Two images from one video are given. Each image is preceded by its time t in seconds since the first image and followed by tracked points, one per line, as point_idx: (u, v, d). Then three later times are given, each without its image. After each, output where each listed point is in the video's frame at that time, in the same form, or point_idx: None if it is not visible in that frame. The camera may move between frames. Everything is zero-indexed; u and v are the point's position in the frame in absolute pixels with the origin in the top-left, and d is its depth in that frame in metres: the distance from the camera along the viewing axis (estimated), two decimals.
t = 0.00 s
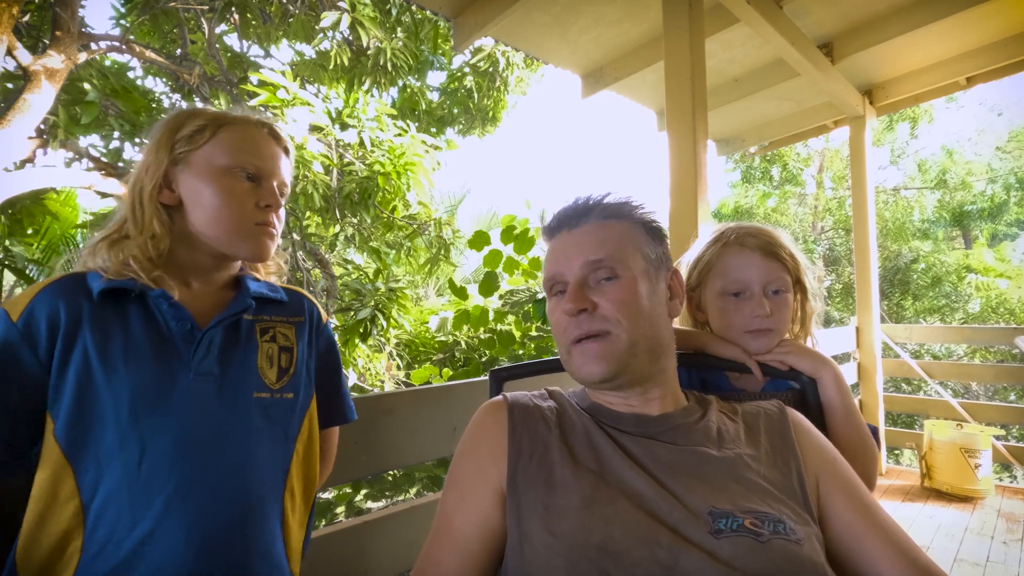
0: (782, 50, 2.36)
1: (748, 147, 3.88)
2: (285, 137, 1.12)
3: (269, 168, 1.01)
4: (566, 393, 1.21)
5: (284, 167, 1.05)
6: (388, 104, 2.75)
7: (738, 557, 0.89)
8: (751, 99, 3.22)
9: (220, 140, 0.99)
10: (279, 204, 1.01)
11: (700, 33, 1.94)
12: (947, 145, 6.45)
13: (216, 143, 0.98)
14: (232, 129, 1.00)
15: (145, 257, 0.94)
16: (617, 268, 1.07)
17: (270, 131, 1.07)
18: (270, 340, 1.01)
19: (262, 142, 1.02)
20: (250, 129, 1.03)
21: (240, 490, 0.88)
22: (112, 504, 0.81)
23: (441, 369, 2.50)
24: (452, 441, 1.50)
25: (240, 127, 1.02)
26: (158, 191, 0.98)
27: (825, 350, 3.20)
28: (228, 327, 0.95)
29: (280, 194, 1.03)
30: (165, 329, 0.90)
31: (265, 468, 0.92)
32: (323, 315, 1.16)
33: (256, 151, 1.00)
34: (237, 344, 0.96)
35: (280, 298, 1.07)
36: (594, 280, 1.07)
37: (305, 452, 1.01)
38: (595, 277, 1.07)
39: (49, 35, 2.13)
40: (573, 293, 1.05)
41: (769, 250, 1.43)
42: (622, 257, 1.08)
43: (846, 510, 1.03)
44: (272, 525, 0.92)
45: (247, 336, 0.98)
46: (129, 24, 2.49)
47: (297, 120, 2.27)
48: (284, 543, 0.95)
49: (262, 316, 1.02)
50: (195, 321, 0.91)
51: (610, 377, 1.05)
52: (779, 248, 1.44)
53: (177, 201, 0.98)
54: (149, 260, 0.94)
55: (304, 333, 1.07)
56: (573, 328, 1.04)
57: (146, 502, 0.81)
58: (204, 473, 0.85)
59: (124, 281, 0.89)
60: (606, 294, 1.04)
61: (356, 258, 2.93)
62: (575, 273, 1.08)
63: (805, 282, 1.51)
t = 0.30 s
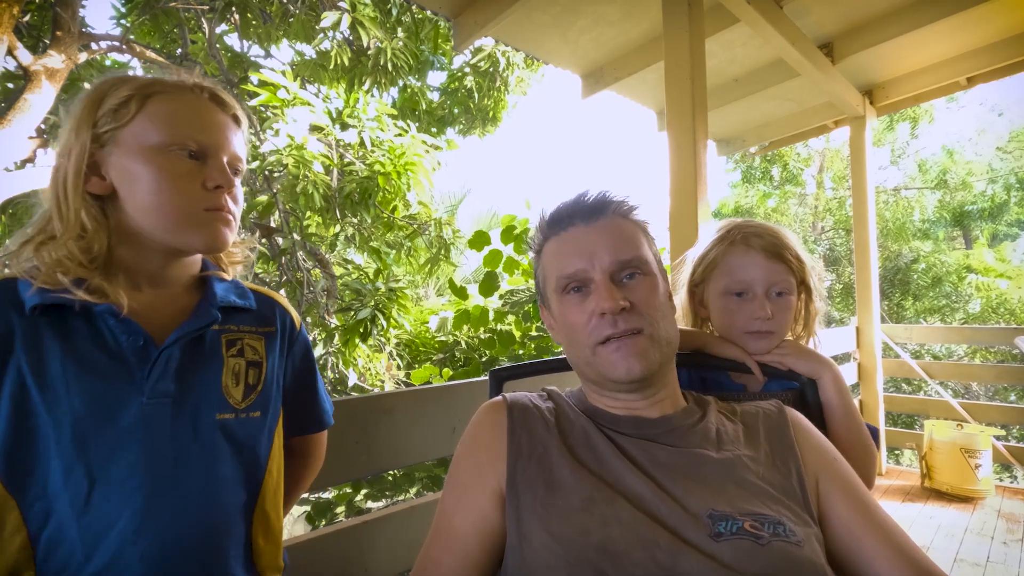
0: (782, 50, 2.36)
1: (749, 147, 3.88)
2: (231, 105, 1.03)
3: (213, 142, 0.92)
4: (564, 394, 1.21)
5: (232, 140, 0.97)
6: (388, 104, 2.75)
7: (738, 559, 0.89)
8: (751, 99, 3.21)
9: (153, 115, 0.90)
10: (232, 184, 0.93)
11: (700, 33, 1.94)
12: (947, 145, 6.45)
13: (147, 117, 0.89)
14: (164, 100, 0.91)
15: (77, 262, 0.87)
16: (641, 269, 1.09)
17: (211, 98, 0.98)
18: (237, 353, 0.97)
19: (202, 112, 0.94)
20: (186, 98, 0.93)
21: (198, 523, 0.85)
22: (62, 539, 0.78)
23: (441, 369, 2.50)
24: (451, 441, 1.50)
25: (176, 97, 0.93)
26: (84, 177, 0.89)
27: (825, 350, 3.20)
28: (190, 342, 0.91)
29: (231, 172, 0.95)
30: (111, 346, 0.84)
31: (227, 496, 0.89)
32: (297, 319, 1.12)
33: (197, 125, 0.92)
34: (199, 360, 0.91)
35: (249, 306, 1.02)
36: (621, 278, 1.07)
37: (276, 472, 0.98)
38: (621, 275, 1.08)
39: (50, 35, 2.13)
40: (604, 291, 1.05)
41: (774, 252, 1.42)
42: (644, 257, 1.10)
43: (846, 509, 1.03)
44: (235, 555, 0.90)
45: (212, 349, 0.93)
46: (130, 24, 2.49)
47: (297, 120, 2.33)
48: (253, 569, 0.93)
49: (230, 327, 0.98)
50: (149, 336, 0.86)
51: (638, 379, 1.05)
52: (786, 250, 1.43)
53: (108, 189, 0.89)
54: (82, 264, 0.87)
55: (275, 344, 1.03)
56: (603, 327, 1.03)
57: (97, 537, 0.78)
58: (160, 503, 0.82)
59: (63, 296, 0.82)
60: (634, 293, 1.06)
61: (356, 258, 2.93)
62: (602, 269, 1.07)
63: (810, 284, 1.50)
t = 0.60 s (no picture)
0: (783, 50, 2.36)
1: (750, 148, 3.88)
2: (223, 82, 0.98)
3: (206, 130, 0.88)
4: (563, 395, 1.21)
5: (229, 127, 0.92)
6: (389, 104, 2.75)
7: (737, 562, 0.89)
8: (752, 99, 3.21)
9: (136, 99, 0.85)
10: (229, 177, 0.89)
11: (701, 34, 1.94)
12: (948, 145, 6.45)
13: (125, 99, 0.84)
14: (147, 82, 0.86)
15: (53, 277, 0.84)
16: (645, 270, 1.09)
17: (200, 75, 0.94)
18: (248, 373, 0.96)
19: (192, 94, 0.89)
20: (174, 79, 0.89)
21: (212, 548, 0.86)
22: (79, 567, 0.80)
23: (441, 370, 2.50)
24: (452, 443, 1.50)
25: (162, 79, 0.88)
26: (57, 174, 0.85)
27: (826, 351, 3.20)
28: (196, 366, 0.89)
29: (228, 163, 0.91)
30: (103, 378, 0.82)
31: (241, 520, 0.90)
32: (312, 326, 1.13)
33: (187, 111, 0.87)
34: (207, 386, 0.90)
35: (259, 315, 1.00)
36: (627, 280, 1.07)
37: (289, 489, 0.99)
38: (626, 278, 1.08)
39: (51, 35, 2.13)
40: (610, 293, 1.05)
41: (774, 253, 1.42)
42: (647, 257, 1.10)
43: (846, 511, 1.03)
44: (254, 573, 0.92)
45: (218, 370, 0.92)
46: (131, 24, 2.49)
47: (297, 120, 2.34)
48: None
49: (238, 343, 0.96)
50: (146, 365, 0.84)
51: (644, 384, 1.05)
52: (784, 251, 1.44)
53: (84, 187, 0.85)
54: (59, 279, 0.84)
55: (287, 360, 1.03)
56: (611, 330, 1.02)
57: (112, 567, 0.81)
58: (170, 534, 0.82)
59: (38, 335, 0.80)
60: (640, 296, 1.06)
61: (357, 258, 2.93)
62: (608, 271, 1.07)
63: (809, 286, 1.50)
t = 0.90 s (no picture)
0: (786, 50, 2.35)
1: (751, 148, 3.87)
2: (190, 82, 0.96)
3: (174, 134, 0.87)
4: (567, 395, 1.20)
5: (198, 130, 0.91)
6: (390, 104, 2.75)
7: (743, 565, 0.89)
8: (754, 99, 3.21)
9: (101, 104, 0.83)
10: (198, 182, 0.87)
11: (703, 34, 1.94)
12: (950, 146, 6.44)
13: (90, 106, 0.83)
14: (112, 87, 0.85)
15: (26, 282, 0.82)
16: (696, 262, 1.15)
17: (166, 77, 0.92)
18: (235, 360, 0.95)
19: (158, 97, 0.87)
20: (140, 83, 0.87)
21: (213, 533, 0.87)
22: (88, 558, 0.82)
23: (443, 370, 2.50)
24: (455, 442, 1.50)
25: (127, 83, 0.86)
26: (27, 181, 0.84)
27: (828, 352, 3.19)
28: (181, 355, 0.89)
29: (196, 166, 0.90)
30: (93, 378, 0.82)
31: (242, 504, 0.91)
32: (294, 311, 1.11)
33: (156, 116, 0.86)
34: (195, 372, 0.90)
35: (240, 305, 1.00)
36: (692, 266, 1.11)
37: (285, 473, 0.99)
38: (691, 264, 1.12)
39: (52, 36, 2.13)
40: (689, 275, 1.07)
41: (778, 253, 1.42)
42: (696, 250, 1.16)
43: (852, 513, 1.03)
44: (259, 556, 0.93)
45: (205, 358, 0.92)
46: (133, 24, 2.49)
47: (299, 120, 2.34)
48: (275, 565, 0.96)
49: (222, 331, 0.95)
50: (131, 360, 0.83)
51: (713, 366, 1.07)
52: (788, 251, 1.44)
53: (54, 193, 0.84)
54: (32, 283, 0.82)
55: (273, 345, 1.02)
56: (696, 310, 1.04)
57: (119, 554, 0.83)
58: (171, 519, 0.84)
59: (23, 340, 0.80)
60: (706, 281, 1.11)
61: (358, 258, 2.92)
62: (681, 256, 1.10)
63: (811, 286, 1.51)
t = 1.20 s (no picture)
0: (785, 50, 2.35)
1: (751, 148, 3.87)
2: (171, 88, 0.97)
3: (157, 136, 0.88)
4: (567, 392, 1.20)
5: (180, 131, 0.92)
6: (390, 104, 2.76)
7: (741, 565, 0.90)
8: (754, 99, 3.20)
9: (86, 109, 0.85)
10: (180, 179, 0.89)
11: (702, 34, 1.95)
12: (950, 146, 6.44)
13: (79, 110, 0.85)
14: (97, 93, 0.86)
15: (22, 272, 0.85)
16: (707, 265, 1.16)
17: (149, 84, 0.93)
18: (217, 342, 0.95)
19: (140, 101, 0.89)
20: (123, 89, 0.88)
21: (195, 510, 0.87)
22: (66, 535, 0.81)
23: (442, 370, 2.50)
24: (453, 441, 1.50)
25: (110, 89, 0.87)
26: (23, 181, 0.86)
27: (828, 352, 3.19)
28: (165, 334, 0.89)
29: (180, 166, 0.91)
30: (83, 355, 0.83)
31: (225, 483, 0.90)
32: (276, 300, 1.10)
33: (138, 118, 0.87)
34: (178, 350, 0.90)
35: (223, 293, 1.00)
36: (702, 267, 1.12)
37: (267, 454, 0.99)
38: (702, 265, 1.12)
39: (53, 36, 2.13)
40: (700, 275, 1.07)
41: (776, 252, 1.42)
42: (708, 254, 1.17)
43: (851, 513, 1.03)
44: (242, 538, 0.92)
45: (188, 337, 0.92)
46: (133, 25, 2.49)
47: (299, 120, 2.34)
48: (261, 548, 0.95)
49: (206, 315, 0.96)
50: (119, 338, 0.85)
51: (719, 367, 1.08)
52: (785, 250, 1.43)
53: (49, 193, 0.87)
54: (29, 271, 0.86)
55: (255, 329, 1.01)
56: (704, 311, 1.04)
57: (97, 531, 0.81)
58: (156, 494, 0.83)
59: (18, 313, 0.82)
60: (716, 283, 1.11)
61: (358, 258, 2.92)
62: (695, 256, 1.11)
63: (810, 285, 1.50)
